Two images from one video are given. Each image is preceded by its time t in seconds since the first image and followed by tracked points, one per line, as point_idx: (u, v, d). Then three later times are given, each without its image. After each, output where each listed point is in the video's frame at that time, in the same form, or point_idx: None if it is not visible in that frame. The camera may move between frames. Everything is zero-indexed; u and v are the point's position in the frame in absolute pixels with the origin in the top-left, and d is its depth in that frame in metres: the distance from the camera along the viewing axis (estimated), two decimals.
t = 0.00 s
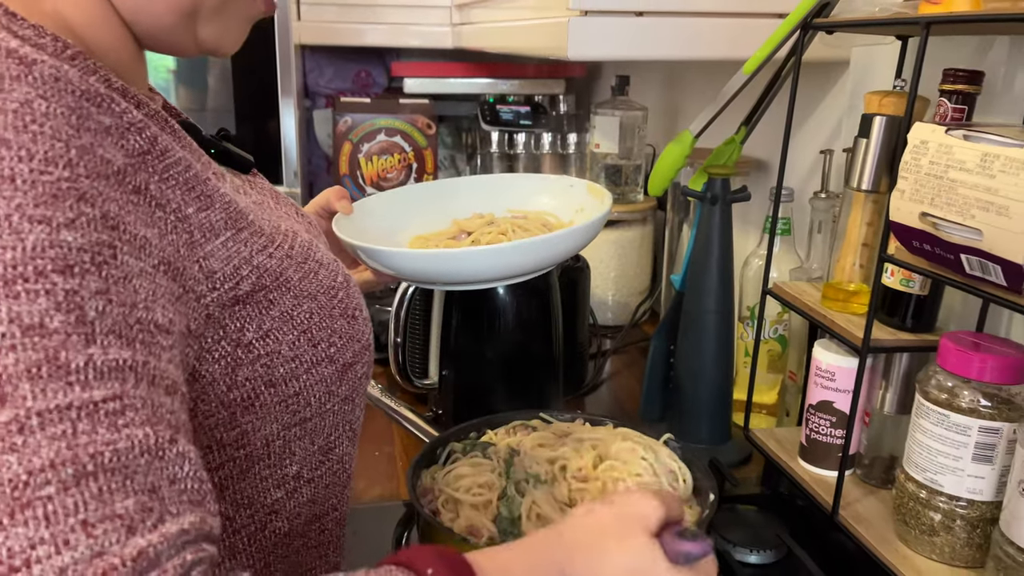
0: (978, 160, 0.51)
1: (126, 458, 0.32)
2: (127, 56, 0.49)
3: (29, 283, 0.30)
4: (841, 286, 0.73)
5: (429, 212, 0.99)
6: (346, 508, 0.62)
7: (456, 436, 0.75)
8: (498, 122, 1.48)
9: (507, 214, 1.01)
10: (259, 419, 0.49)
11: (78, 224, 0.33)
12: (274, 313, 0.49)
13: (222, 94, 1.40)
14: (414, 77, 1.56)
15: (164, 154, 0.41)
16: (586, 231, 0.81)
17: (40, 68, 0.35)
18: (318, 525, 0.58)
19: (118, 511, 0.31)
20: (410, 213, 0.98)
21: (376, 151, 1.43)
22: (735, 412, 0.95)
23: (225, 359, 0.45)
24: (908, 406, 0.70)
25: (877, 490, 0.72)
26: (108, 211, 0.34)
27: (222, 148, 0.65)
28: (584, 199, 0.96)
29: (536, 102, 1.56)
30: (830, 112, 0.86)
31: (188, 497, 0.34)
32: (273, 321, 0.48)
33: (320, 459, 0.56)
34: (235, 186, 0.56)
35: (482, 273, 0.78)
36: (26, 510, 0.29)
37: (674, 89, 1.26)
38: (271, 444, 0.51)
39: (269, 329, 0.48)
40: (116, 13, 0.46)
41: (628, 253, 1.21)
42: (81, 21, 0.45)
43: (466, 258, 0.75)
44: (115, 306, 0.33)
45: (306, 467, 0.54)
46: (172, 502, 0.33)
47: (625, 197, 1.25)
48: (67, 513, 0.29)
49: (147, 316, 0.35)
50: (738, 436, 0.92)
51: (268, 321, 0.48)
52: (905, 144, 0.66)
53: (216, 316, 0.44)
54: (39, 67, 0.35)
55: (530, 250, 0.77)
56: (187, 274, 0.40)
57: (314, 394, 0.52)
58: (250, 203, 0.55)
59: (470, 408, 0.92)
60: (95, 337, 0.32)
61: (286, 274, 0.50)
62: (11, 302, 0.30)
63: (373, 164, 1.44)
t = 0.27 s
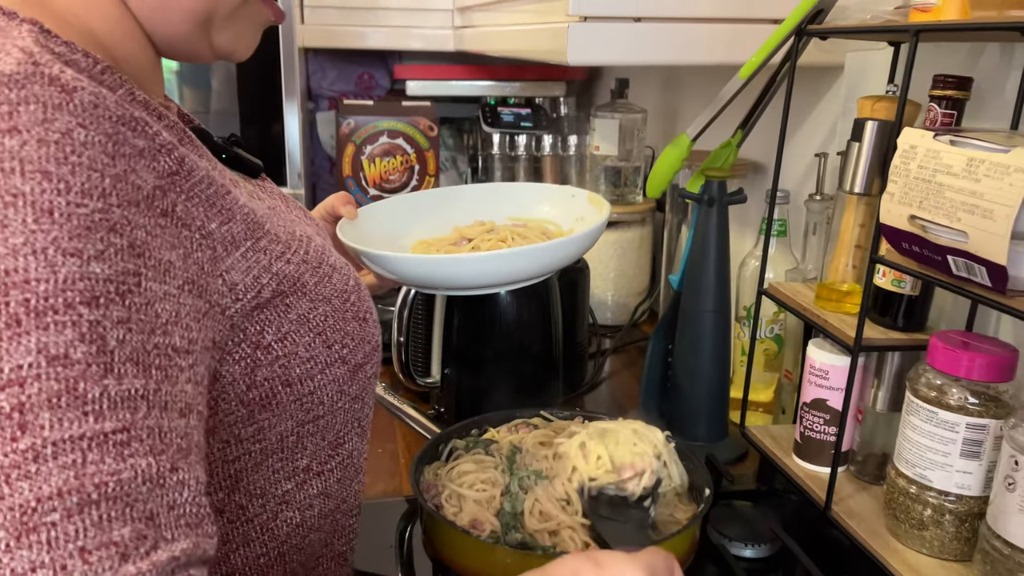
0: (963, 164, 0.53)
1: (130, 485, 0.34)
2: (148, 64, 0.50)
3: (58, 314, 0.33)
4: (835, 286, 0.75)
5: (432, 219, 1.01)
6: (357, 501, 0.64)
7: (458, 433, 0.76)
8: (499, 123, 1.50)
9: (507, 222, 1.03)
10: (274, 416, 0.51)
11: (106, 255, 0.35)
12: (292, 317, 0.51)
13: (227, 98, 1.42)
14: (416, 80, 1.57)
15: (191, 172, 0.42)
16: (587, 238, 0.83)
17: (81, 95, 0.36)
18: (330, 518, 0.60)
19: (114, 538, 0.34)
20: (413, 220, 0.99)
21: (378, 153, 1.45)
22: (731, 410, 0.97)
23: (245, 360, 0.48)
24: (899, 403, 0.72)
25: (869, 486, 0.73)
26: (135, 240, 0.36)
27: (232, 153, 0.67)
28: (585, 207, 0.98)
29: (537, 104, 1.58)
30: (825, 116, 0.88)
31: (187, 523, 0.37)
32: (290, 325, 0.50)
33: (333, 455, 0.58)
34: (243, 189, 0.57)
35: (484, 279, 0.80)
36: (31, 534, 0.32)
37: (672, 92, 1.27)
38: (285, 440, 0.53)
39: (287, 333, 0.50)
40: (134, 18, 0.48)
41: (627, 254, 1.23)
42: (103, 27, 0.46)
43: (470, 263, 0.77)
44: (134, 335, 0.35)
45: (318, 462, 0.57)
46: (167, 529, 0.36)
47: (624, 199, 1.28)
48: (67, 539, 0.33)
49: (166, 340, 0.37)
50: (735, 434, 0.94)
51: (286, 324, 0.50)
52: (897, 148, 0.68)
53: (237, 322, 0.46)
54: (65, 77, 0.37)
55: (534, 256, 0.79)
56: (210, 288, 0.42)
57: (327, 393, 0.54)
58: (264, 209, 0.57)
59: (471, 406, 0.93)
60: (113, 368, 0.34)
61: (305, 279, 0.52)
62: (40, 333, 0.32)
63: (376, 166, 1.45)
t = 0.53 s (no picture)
0: (950, 177, 0.55)
1: (156, 494, 0.37)
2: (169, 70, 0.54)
3: (94, 333, 0.35)
4: (829, 292, 0.77)
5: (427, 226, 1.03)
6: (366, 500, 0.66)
7: (463, 434, 0.78)
8: (502, 128, 1.53)
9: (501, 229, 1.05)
10: (291, 418, 0.54)
11: (139, 276, 0.37)
12: (310, 323, 0.53)
13: (234, 105, 1.46)
14: (421, 85, 1.60)
15: (216, 191, 0.45)
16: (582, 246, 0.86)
17: (116, 120, 0.39)
18: (341, 515, 0.63)
19: (141, 543, 0.36)
20: (409, 227, 1.02)
21: (383, 159, 1.47)
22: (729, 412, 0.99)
23: (266, 365, 0.50)
24: (892, 406, 0.74)
25: (863, 486, 0.75)
26: (166, 259, 0.39)
27: (243, 162, 0.69)
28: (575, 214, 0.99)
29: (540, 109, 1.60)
30: (821, 125, 0.90)
31: (207, 527, 0.40)
32: (308, 331, 0.53)
33: (345, 455, 0.60)
34: (258, 200, 0.60)
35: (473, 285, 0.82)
36: (66, 538, 0.35)
37: (673, 99, 1.30)
38: (302, 441, 0.56)
39: (304, 339, 0.53)
40: (154, 32, 0.51)
41: (627, 258, 1.25)
42: (127, 44, 0.51)
43: (459, 270, 0.79)
44: (162, 351, 0.38)
45: (332, 462, 0.59)
46: (190, 533, 0.39)
47: (625, 204, 1.30)
48: (99, 544, 0.35)
49: (192, 354, 0.40)
50: (733, 435, 0.96)
51: (304, 330, 0.53)
52: (889, 158, 0.70)
53: (258, 329, 0.49)
54: (96, 99, 0.39)
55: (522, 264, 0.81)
56: (233, 301, 0.45)
57: (340, 395, 0.57)
58: (278, 218, 0.59)
59: (475, 408, 0.95)
60: (143, 383, 0.37)
61: (320, 287, 0.55)
62: (78, 350, 0.35)
63: (380, 171, 1.48)
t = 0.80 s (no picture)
0: (944, 191, 0.58)
1: (195, 493, 0.40)
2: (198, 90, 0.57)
3: (141, 343, 0.38)
4: (830, 298, 0.79)
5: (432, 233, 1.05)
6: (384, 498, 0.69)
7: (476, 435, 0.81)
8: (510, 135, 1.55)
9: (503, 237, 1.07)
10: (316, 418, 0.56)
11: (180, 289, 0.40)
12: (333, 328, 0.56)
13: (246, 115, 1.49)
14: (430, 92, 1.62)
15: (247, 207, 0.48)
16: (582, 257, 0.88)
17: (160, 142, 0.42)
18: (361, 513, 0.65)
19: (181, 538, 0.39)
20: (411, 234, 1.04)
21: (393, 164, 1.50)
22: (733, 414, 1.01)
23: (292, 368, 0.53)
24: (891, 409, 0.76)
25: (863, 487, 0.78)
26: (207, 273, 0.42)
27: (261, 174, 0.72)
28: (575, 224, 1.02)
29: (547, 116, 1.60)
30: (824, 135, 0.92)
31: (241, 523, 0.42)
32: (331, 336, 0.56)
33: (367, 453, 0.63)
34: (280, 212, 0.63)
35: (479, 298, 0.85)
36: (115, 533, 0.37)
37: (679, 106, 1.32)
38: (326, 440, 0.58)
39: (328, 344, 0.55)
40: (185, 51, 0.54)
41: (634, 263, 1.28)
42: (159, 62, 0.53)
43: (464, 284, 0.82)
44: (202, 359, 0.40)
45: (354, 461, 0.62)
46: (225, 530, 0.41)
47: (631, 210, 1.31)
48: (144, 539, 0.38)
49: (228, 361, 0.42)
50: (736, 437, 0.98)
51: (328, 335, 0.55)
52: (888, 170, 0.72)
53: (285, 334, 0.52)
54: (143, 123, 0.42)
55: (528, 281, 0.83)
56: (262, 310, 0.48)
57: (361, 397, 0.59)
58: (300, 229, 0.62)
59: (485, 409, 0.98)
60: (184, 389, 0.39)
61: (342, 294, 0.57)
62: (126, 359, 0.37)
63: (391, 177, 1.50)
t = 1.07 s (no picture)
0: (935, 210, 0.60)
1: (219, 492, 0.41)
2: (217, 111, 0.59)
3: (168, 352, 0.40)
4: (829, 310, 0.82)
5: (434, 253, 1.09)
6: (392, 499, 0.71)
7: (485, 442, 0.83)
8: (518, 144, 1.58)
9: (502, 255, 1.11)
10: (329, 422, 0.59)
11: (205, 302, 0.42)
12: (346, 336, 0.58)
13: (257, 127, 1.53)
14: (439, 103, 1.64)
15: (266, 225, 0.50)
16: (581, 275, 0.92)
17: (186, 163, 0.45)
18: (371, 512, 0.68)
19: (204, 533, 0.41)
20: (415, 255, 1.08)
21: (404, 174, 1.53)
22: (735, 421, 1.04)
23: (306, 375, 0.56)
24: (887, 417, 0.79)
25: (860, 493, 0.80)
26: (230, 287, 0.45)
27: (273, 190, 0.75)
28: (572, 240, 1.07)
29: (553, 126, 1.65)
30: (824, 150, 0.95)
31: (262, 520, 0.44)
32: (344, 344, 0.58)
33: (377, 456, 0.65)
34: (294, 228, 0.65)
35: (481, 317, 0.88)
36: (143, 528, 0.39)
37: (683, 118, 1.34)
38: (337, 443, 0.61)
39: (340, 351, 0.58)
40: (204, 73, 0.55)
41: (639, 271, 1.31)
42: (182, 85, 0.55)
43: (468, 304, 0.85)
44: (224, 365, 0.43)
45: (365, 463, 0.64)
46: (246, 526, 0.43)
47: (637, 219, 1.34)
48: (170, 533, 0.40)
49: (249, 368, 0.45)
50: (739, 443, 1.01)
51: (341, 343, 0.58)
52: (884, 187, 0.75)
53: (300, 343, 0.54)
54: (170, 147, 0.45)
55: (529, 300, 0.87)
56: (279, 319, 0.50)
57: (373, 402, 0.62)
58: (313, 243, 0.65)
59: (494, 415, 1.01)
60: (208, 394, 0.42)
61: (355, 304, 0.59)
62: (155, 367, 0.40)
63: (401, 186, 1.53)
